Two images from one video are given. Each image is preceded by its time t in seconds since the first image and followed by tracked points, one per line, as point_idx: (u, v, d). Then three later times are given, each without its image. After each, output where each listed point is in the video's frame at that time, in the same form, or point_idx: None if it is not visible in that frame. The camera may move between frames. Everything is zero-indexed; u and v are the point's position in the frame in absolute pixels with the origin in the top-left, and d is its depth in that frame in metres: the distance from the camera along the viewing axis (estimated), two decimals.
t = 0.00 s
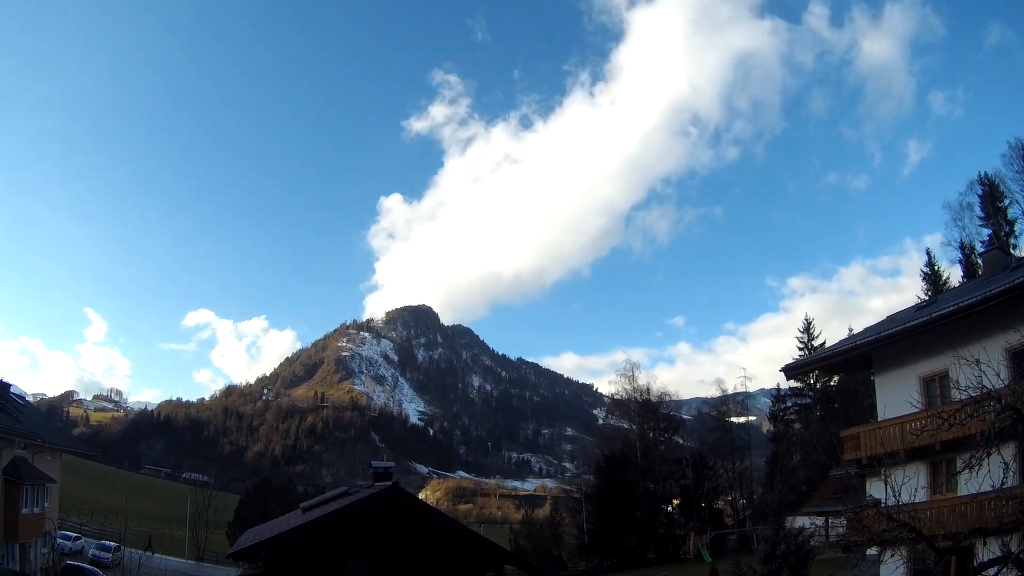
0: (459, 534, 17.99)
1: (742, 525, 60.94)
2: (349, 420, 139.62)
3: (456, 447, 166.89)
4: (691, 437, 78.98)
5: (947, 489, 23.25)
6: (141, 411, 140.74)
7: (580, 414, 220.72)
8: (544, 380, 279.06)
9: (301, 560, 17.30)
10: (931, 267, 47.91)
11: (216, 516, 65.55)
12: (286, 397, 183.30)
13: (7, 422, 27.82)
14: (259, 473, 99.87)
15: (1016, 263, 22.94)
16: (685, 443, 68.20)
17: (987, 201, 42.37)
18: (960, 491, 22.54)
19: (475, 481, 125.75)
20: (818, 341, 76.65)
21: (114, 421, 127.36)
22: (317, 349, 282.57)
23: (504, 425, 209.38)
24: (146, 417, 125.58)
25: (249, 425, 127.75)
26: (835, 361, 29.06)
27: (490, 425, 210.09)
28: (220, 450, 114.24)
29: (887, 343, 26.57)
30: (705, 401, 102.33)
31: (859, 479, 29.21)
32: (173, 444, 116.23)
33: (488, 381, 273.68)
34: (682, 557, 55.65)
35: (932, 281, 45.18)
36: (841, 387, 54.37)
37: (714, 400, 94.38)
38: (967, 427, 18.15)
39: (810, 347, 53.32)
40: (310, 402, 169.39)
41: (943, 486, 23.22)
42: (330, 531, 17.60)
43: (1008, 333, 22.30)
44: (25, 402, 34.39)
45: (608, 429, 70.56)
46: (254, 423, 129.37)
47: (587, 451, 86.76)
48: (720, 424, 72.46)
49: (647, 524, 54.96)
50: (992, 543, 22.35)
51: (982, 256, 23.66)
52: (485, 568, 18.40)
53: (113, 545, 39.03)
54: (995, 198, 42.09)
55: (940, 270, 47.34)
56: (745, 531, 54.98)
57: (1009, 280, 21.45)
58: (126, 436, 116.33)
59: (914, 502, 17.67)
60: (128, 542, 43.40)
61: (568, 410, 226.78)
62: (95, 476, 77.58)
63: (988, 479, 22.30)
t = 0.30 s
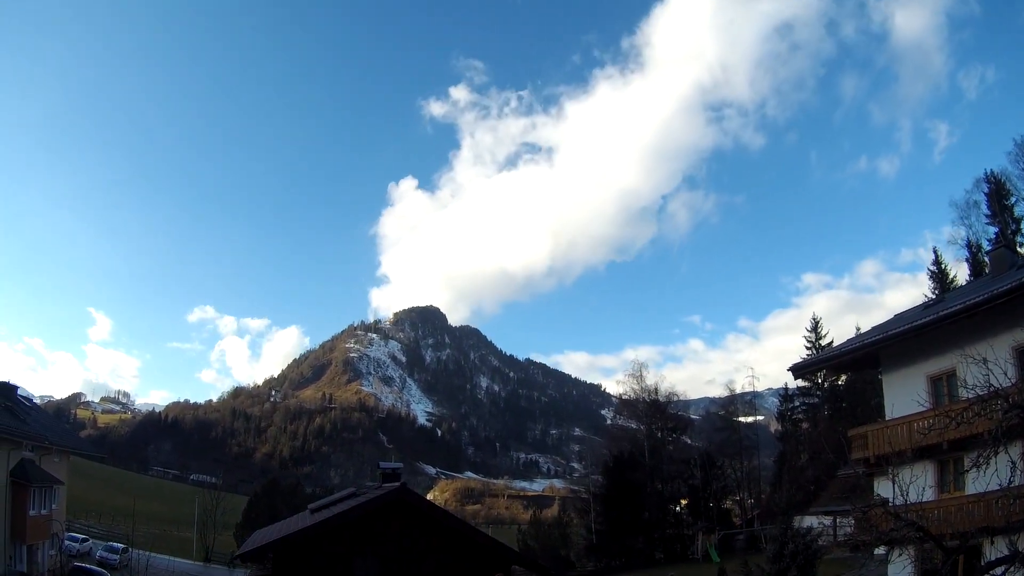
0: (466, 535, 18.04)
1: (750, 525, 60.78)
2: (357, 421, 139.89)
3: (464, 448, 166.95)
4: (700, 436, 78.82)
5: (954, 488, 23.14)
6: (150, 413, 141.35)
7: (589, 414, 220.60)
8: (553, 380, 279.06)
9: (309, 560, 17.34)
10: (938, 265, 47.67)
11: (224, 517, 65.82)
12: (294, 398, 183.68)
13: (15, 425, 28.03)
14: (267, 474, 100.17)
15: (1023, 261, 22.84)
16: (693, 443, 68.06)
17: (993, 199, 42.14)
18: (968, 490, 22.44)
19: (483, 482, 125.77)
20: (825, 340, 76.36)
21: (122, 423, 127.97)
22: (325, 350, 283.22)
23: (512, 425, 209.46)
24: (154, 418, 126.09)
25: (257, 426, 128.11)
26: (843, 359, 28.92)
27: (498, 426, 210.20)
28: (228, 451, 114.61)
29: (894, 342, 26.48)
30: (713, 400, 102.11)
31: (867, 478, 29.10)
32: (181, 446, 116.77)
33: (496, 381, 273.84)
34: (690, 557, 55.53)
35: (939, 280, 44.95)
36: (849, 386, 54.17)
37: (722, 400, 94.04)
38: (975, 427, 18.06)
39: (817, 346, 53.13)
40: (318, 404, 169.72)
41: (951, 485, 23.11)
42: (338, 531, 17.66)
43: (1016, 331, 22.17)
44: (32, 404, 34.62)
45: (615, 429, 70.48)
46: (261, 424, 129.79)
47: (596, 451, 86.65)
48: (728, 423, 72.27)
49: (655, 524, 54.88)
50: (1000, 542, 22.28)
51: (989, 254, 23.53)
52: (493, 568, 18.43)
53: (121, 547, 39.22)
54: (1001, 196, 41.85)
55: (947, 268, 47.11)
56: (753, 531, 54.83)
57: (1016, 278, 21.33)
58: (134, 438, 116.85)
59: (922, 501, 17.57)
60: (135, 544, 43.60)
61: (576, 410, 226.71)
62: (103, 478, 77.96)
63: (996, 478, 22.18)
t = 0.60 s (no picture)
0: (474, 535, 18.07)
1: (758, 524, 60.71)
2: (364, 421, 140.14)
3: (472, 449, 167.12)
4: (707, 436, 78.68)
5: (962, 486, 23.02)
6: (157, 415, 141.93)
7: (597, 414, 220.51)
8: (560, 380, 279.02)
9: (318, 560, 17.40)
10: (945, 263, 47.36)
11: (231, 518, 66.06)
12: (301, 399, 184.11)
13: (21, 428, 28.19)
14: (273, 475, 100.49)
15: None
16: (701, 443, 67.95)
17: (999, 197, 41.93)
18: (975, 489, 22.36)
19: (490, 483, 125.78)
20: (832, 339, 76.12)
21: (130, 425, 128.54)
22: (332, 351, 283.80)
23: (519, 425, 209.52)
24: (161, 420, 126.63)
25: (264, 427, 128.55)
26: (850, 358, 28.83)
27: (506, 426, 210.38)
28: (236, 452, 115.19)
29: (901, 340, 26.38)
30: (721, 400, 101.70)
31: (874, 477, 28.96)
32: (188, 448, 117.23)
33: (504, 382, 273.96)
34: (698, 557, 55.39)
35: (945, 278, 44.73)
36: (856, 385, 53.94)
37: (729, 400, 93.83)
38: (981, 426, 17.96)
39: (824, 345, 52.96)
40: (326, 405, 170.01)
41: (958, 484, 23.00)
42: (345, 533, 17.68)
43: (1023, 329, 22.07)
44: (39, 406, 34.84)
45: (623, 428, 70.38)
46: (269, 425, 130.18)
47: (603, 451, 86.55)
48: (736, 422, 72.10)
49: (662, 524, 54.77)
50: (1008, 541, 22.20)
51: (996, 252, 23.41)
52: (501, 568, 18.47)
53: (128, 548, 39.43)
54: (1007, 193, 41.63)
55: (954, 267, 46.87)
56: (761, 531, 54.69)
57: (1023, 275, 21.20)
58: (142, 439, 117.43)
59: (929, 500, 17.51)
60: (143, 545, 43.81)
61: (584, 410, 226.65)
62: (111, 480, 78.37)
63: (1003, 477, 22.10)
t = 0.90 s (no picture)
0: (482, 534, 18.11)
1: (766, 524, 60.55)
2: (372, 422, 140.43)
3: (479, 449, 167.25)
4: (715, 435, 78.53)
5: (970, 485, 22.93)
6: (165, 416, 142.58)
7: (605, 414, 220.38)
8: (568, 380, 278.92)
9: (326, 560, 17.48)
10: (952, 262, 47.16)
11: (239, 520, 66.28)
12: (309, 400, 184.54)
13: (28, 430, 28.35)
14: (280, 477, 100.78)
15: None
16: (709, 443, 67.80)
17: (1005, 194, 41.77)
18: (982, 488, 22.26)
19: (498, 484, 125.81)
20: (840, 338, 75.83)
21: (138, 427, 129.14)
22: (340, 352, 284.38)
23: (527, 426, 209.56)
24: (169, 421, 127.13)
25: (272, 429, 128.97)
26: (857, 358, 28.73)
27: (514, 427, 210.48)
28: (243, 454, 115.53)
29: (908, 339, 26.29)
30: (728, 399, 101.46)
31: (882, 476, 28.83)
32: (196, 449, 117.68)
33: (512, 382, 274.06)
34: (706, 557, 55.26)
35: (951, 277, 44.54)
36: (864, 383, 53.71)
37: (737, 400, 93.48)
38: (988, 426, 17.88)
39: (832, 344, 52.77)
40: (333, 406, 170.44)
41: (966, 482, 22.88)
42: (352, 534, 17.73)
43: None
44: (47, 408, 35.01)
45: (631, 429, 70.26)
46: (276, 426, 130.60)
47: (611, 451, 86.45)
48: (744, 422, 71.88)
49: (670, 525, 54.67)
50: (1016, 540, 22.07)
51: (1003, 250, 23.29)
52: (508, 569, 18.51)
53: (136, 549, 39.63)
54: (1014, 191, 41.47)
55: (960, 265, 46.65)
56: (769, 530, 54.53)
57: None
58: (150, 441, 117.94)
59: (937, 499, 17.42)
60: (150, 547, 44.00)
61: (592, 409, 226.50)
62: (120, 482, 78.72)
63: (1011, 476, 21.99)
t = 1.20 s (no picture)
0: (490, 533, 18.16)
1: (774, 522, 60.43)
2: (379, 423, 140.73)
3: (487, 449, 167.40)
4: (723, 434, 78.39)
5: (976, 483, 22.87)
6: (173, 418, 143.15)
7: (613, 413, 220.36)
8: (576, 380, 278.89)
9: (334, 560, 17.55)
10: (959, 259, 46.91)
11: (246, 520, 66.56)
12: (317, 401, 184.99)
13: (35, 431, 28.61)
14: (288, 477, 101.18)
15: None
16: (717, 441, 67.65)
17: (1011, 191, 41.62)
18: (990, 486, 22.17)
19: (506, 484, 125.84)
20: (848, 336, 75.50)
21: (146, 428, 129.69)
22: (348, 352, 284.87)
23: (535, 425, 209.64)
24: (177, 423, 127.72)
25: (280, 429, 129.38)
26: (864, 355, 28.66)
27: (521, 426, 210.59)
28: (251, 455, 116.00)
29: (915, 337, 26.19)
30: (735, 399, 101.32)
31: (889, 474, 28.74)
32: (203, 450, 118.18)
33: (519, 381, 274.15)
34: (714, 556, 55.16)
35: (958, 274, 44.34)
36: (871, 381, 53.50)
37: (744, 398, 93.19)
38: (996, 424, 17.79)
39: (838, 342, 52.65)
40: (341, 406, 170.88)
41: (973, 481, 22.81)
42: (360, 534, 17.79)
43: None
44: (54, 410, 35.26)
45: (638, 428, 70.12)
46: (284, 427, 131.01)
47: (619, 451, 86.34)
48: (751, 420, 71.66)
49: (678, 524, 54.60)
50: None
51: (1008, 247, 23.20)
52: (515, 568, 18.55)
53: (143, 551, 39.81)
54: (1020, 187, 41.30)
55: (967, 263, 46.39)
56: (777, 528, 54.39)
57: None
58: (158, 441, 118.50)
59: (946, 496, 17.34)
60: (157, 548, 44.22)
61: (600, 409, 226.52)
62: (127, 484, 79.12)
63: (1019, 473, 21.90)
